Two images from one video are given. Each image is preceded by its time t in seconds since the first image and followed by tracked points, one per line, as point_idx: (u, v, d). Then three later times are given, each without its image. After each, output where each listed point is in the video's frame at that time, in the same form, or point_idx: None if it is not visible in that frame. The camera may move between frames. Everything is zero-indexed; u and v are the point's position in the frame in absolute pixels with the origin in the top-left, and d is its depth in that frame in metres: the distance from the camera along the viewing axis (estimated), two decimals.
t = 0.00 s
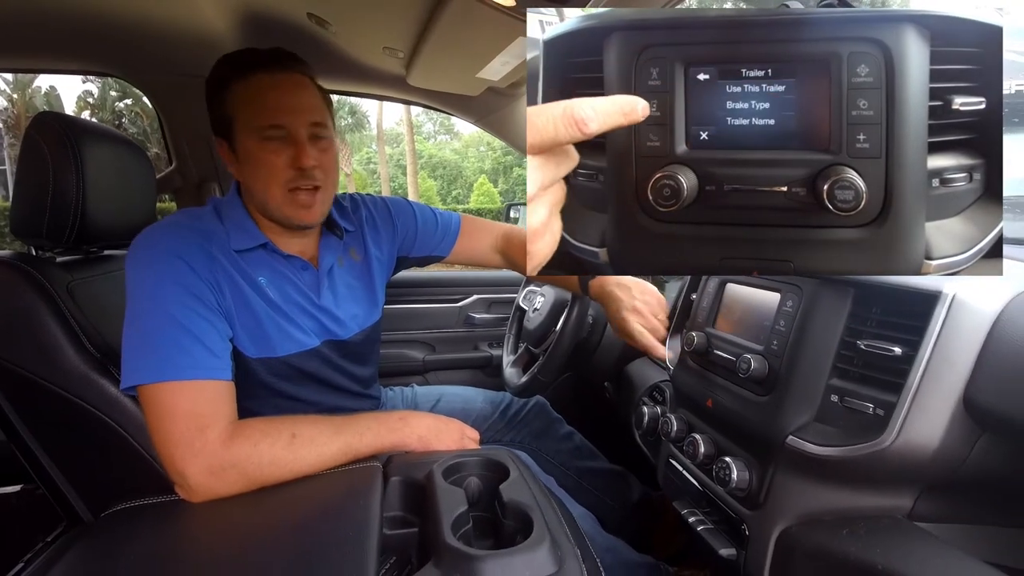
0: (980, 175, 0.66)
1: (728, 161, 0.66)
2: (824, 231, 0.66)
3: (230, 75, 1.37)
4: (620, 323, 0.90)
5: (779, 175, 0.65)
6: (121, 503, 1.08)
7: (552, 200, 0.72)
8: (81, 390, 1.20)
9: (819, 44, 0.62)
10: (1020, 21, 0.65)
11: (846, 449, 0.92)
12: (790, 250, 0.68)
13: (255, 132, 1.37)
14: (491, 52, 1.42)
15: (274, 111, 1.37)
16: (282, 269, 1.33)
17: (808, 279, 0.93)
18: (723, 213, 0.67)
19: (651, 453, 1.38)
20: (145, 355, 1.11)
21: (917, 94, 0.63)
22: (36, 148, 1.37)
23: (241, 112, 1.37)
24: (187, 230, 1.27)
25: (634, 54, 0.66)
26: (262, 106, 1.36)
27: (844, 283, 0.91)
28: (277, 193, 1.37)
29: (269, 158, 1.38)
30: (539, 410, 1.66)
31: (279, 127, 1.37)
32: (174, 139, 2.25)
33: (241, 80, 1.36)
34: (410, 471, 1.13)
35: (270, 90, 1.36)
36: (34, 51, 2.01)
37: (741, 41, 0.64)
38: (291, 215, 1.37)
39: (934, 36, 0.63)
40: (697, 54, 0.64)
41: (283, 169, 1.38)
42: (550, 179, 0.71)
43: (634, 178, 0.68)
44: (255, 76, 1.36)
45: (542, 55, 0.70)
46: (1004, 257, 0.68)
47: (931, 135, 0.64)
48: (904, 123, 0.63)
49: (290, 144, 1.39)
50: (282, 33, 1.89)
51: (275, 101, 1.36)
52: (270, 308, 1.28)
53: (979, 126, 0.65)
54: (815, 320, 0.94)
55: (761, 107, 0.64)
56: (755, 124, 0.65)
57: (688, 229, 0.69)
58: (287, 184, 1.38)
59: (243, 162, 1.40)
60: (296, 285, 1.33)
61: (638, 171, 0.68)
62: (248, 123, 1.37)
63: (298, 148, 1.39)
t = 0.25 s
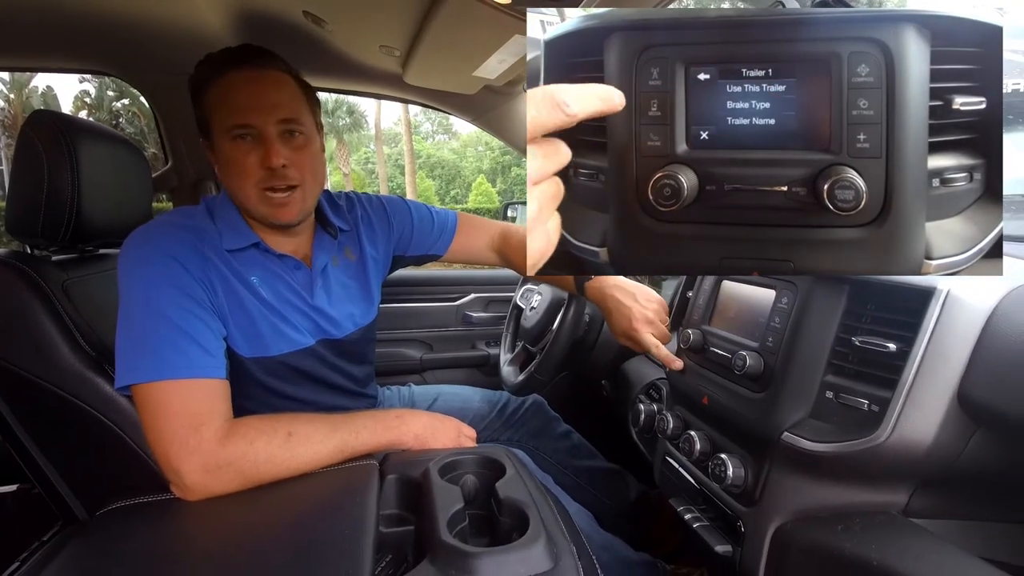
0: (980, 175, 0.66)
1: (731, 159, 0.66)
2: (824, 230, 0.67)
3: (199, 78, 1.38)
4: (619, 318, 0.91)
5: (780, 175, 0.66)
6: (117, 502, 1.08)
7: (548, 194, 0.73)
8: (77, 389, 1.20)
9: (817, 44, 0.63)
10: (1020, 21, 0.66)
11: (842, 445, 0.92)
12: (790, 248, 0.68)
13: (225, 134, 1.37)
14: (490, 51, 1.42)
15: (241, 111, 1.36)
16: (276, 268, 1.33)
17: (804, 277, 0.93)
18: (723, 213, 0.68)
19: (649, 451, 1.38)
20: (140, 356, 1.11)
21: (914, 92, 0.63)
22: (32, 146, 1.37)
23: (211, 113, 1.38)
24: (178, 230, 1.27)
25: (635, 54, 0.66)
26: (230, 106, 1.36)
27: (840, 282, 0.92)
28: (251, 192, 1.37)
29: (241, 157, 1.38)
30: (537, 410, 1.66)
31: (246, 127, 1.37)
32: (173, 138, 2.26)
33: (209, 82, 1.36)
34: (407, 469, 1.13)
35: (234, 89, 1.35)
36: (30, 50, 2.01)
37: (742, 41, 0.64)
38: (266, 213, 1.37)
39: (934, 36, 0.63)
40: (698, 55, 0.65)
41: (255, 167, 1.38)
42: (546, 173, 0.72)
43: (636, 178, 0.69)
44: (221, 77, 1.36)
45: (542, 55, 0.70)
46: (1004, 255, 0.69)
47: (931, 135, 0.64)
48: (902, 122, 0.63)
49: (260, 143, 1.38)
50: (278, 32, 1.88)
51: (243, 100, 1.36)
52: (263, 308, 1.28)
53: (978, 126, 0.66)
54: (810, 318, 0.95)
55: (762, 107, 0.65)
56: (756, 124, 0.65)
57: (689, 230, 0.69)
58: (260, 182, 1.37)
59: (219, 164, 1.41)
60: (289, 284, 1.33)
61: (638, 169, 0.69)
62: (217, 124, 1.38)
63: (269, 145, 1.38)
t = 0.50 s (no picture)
0: (980, 176, 0.66)
1: (733, 159, 0.66)
2: (824, 229, 0.67)
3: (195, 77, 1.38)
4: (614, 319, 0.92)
5: (780, 175, 0.66)
6: (116, 500, 1.08)
7: (565, 211, 0.72)
8: (76, 387, 1.20)
9: (817, 44, 0.63)
10: (1020, 21, 0.66)
11: (843, 442, 0.93)
12: (790, 247, 0.68)
13: (223, 132, 1.37)
14: (488, 51, 1.42)
15: (239, 108, 1.36)
16: (275, 266, 1.33)
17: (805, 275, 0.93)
18: (723, 213, 0.68)
19: (650, 450, 1.38)
20: (140, 354, 1.10)
21: (916, 90, 0.63)
22: (32, 144, 1.36)
23: (209, 112, 1.37)
24: (178, 228, 1.27)
25: (637, 54, 0.66)
26: (228, 103, 1.35)
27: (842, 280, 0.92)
28: (250, 191, 1.37)
29: (239, 156, 1.37)
30: (538, 409, 1.65)
31: (244, 125, 1.36)
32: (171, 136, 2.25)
33: (208, 80, 1.36)
34: (407, 467, 1.12)
35: (232, 86, 1.35)
36: (29, 48, 2.01)
37: (743, 40, 0.65)
38: (265, 211, 1.36)
39: (935, 37, 0.63)
40: (700, 55, 0.65)
41: (253, 166, 1.37)
42: (569, 188, 0.71)
43: (637, 178, 0.69)
44: (217, 75, 1.35)
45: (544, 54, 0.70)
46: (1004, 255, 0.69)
47: (931, 136, 0.64)
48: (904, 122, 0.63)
49: (258, 141, 1.37)
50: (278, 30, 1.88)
51: (241, 98, 1.35)
52: (262, 306, 1.28)
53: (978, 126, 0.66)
54: (811, 316, 0.94)
55: (763, 107, 0.65)
56: (757, 124, 0.65)
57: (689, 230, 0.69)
58: (259, 181, 1.37)
59: (217, 163, 1.40)
60: (288, 282, 1.33)
61: (638, 167, 0.68)
62: (215, 123, 1.37)
63: (267, 143, 1.38)
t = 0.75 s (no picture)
0: (980, 177, 0.67)
1: (733, 160, 0.66)
2: (825, 231, 0.67)
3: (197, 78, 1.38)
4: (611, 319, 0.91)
5: (780, 176, 0.66)
6: (116, 501, 1.08)
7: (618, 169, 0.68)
8: (76, 388, 1.20)
9: (816, 45, 0.63)
10: (1019, 22, 0.66)
11: (842, 443, 0.93)
12: (791, 249, 0.68)
13: (224, 133, 1.37)
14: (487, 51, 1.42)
15: (240, 109, 1.36)
16: (273, 267, 1.33)
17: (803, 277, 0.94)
18: (724, 213, 0.68)
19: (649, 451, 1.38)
20: (139, 356, 1.10)
21: (916, 92, 0.63)
22: (30, 145, 1.36)
23: (210, 112, 1.38)
24: (177, 229, 1.26)
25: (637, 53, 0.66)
26: (229, 104, 1.36)
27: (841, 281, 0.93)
28: (250, 191, 1.37)
29: (240, 157, 1.38)
30: (536, 409, 1.66)
31: (246, 126, 1.37)
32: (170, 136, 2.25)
33: (209, 81, 1.36)
34: (407, 468, 1.12)
35: (233, 88, 1.35)
36: (28, 49, 2.00)
37: (744, 41, 0.64)
38: (266, 211, 1.36)
39: (935, 37, 0.63)
40: (700, 56, 0.65)
41: (254, 166, 1.37)
42: (623, 149, 0.67)
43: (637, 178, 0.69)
44: (218, 76, 1.36)
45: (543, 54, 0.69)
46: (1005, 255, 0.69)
47: (931, 137, 0.64)
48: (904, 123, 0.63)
49: (259, 142, 1.38)
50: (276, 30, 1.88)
51: (241, 99, 1.36)
52: (261, 307, 1.28)
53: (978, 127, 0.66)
54: (810, 316, 0.95)
55: (763, 108, 0.65)
56: (757, 125, 0.65)
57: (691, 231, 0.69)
58: (260, 181, 1.37)
59: (218, 163, 1.40)
60: (286, 282, 1.33)
61: (637, 167, 0.68)
62: (216, 123, 1.37)
63: (268, 144, 1.38)
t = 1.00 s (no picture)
0: (980, 176, 0.67)
1: (732, 160, 0.66)
2: (824, 231, 0.67)
3: (219, 74, 1.34)
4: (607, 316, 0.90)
5: (780, 176, 0.66)
6: (114, 502, 1.08)
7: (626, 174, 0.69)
8: (73, 389, 1.20)
9: (816, 44, 0.63)
10: (1018, 22, 0.66)
11: (842, 444, 0.93)
12: (789, 250, 0.68)
13: (250, 133, 1.35)
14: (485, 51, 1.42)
15: (268, 110, 1.35)
16: (271, 268, 1.33)
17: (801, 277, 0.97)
18: (724, 213, 0.68)
19: (649, 450, 1.38)
20: (138, 357, 1.10)
21: (914, 93, 0.63)
22: (27, 146, 1.36)
23: (233, 111, 1.35)
24: (175, 229, 1.26)
25: (636, 53, 0.66)
26: (256, 104, 1.34)
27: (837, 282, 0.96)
28: (276, 192, 1.36)
29: (265, 158, 1.36)
30: (535, 410, 1.65)
31: (274, 127, 1.36)
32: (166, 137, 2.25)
33: (236, 78, 1.34)
34: (406, 469, 1.12)
35: (266, 88, 1.34)
36: (25, 49, 2.00)
37: (744, 41, 0.64)
38: (291, 214, 1.37)
39: (934, 37, 0.64)
40: (699, 55, 0.65)
41: (280, 168, 1.37)
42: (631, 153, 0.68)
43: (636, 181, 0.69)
44: (251, 75, 1.34)
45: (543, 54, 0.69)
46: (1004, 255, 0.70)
47: (931, 136, 0.64)
48: (902, 123, 0.63)
49: (287, 144, 1.37)
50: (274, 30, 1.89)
51: (273, 100, 1.35)
52: (259, 308, 1.28)
53: (978, 127, 0.66)
54: (808, 315, 0.97)
55: (763, 107, 0.65)
56: (757, 124, 0.66)
57: (688, 233, 0.69)
58: (287, 183, 1.37)
59: (236, 163, 1.38)
60: (284, 283, 1.33)
61: (637, 168, 0.68)
62: (242, 122, 1.35)
63: (295, 146, 1.38)
